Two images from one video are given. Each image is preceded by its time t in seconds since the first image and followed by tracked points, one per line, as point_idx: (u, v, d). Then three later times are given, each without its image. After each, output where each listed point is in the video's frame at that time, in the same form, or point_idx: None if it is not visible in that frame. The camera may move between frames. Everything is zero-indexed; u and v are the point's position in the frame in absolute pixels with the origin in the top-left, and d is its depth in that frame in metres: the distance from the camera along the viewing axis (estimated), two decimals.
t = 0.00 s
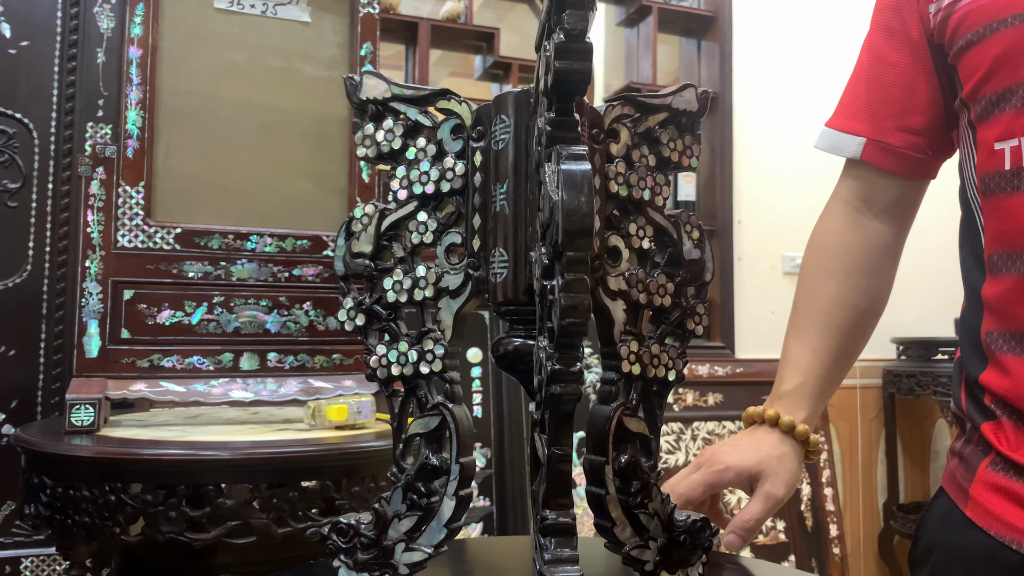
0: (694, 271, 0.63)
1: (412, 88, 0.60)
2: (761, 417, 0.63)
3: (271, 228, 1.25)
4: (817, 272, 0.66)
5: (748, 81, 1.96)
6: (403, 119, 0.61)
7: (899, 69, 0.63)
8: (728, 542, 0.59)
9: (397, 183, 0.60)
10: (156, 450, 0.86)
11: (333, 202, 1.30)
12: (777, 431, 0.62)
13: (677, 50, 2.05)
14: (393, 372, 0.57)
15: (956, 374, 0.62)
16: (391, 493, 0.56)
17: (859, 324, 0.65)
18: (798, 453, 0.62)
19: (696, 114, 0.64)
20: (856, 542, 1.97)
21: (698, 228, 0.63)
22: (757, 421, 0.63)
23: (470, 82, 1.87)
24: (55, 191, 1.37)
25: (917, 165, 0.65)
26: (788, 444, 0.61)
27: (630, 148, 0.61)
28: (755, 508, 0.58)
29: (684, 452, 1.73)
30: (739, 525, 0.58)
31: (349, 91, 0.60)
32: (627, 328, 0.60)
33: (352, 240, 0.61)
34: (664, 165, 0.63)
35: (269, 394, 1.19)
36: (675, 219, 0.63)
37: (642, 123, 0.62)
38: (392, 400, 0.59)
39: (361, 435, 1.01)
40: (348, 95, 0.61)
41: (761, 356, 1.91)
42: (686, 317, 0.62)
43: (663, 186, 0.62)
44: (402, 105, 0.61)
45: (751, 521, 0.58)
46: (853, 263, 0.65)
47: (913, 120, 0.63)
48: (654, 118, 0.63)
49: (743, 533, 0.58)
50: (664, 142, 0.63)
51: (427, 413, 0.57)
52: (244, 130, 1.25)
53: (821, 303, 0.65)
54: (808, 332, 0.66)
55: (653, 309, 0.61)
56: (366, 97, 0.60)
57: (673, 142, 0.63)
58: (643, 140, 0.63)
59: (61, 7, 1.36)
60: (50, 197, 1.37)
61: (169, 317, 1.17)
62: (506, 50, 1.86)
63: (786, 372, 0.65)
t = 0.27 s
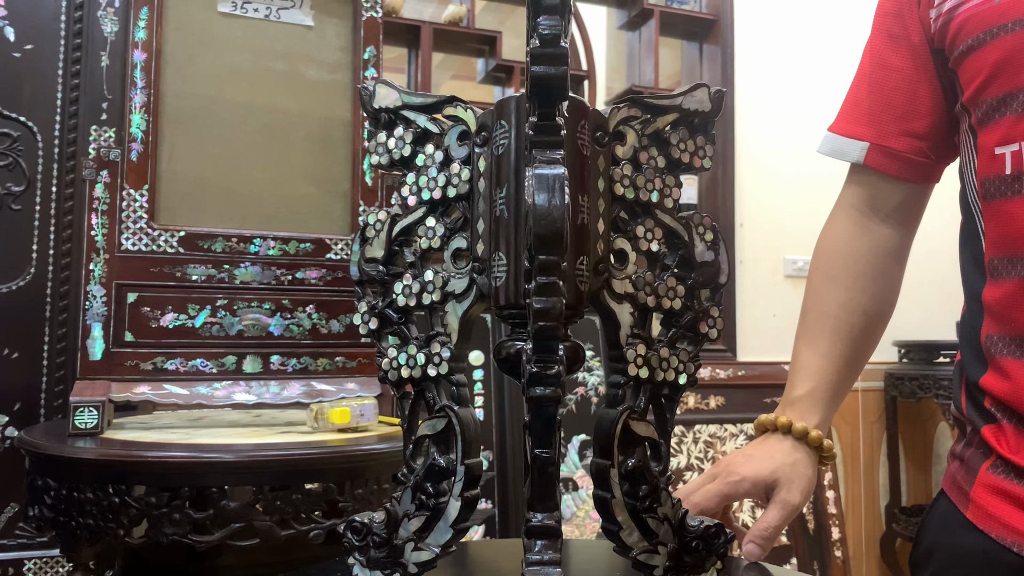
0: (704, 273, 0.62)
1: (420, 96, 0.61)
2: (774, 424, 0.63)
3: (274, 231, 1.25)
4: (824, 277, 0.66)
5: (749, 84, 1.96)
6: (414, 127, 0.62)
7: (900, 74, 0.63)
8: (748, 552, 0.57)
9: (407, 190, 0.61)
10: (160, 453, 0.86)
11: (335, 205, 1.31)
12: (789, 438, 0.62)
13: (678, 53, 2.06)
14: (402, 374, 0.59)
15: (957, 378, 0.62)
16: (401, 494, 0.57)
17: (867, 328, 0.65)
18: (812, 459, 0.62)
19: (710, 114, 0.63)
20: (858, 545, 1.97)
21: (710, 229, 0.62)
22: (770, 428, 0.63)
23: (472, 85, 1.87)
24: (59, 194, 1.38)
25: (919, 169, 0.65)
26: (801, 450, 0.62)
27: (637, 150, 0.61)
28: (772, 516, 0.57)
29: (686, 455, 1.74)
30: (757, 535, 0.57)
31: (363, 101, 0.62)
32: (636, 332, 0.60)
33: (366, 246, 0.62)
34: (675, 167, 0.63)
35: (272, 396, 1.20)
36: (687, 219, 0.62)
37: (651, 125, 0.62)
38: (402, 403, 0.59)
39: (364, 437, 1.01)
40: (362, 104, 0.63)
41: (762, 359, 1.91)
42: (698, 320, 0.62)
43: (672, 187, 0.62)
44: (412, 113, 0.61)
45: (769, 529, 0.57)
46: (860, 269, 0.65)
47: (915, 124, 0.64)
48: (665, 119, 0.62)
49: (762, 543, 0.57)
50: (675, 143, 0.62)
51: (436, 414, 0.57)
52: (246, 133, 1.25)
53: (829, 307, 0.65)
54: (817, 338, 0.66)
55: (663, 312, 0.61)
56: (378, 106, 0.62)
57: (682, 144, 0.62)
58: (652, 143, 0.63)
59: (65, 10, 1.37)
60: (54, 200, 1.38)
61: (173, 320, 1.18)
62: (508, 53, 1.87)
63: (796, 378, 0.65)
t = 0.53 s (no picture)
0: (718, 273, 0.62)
1: (432, 99, 0.61)
2: (775, 420, 0.63)
3: (277, 229, 1.26)
4: (826, 275, 0.67)
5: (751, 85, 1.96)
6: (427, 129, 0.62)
7: (905, 73, 0.63)
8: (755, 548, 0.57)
9: (418, 191, 0.61)
10: (163, 451, 0.86)
11: (337, 204, 1.31)
12: (791, 434, 0.62)
13: (680, 54, 2.06)
14: (414, 372, 0.59)
15: (959, 377, 0.62)
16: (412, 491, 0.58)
17: (869, 327, 0.65)
18: (813, 456, 0.62)
19: (724, 109, 0.62)
20: (859, 545, 1.97)
21: (724, 227, 0.62)
22: (771, 424, 0.63)
23: (474, 85, 1.87)
24: (62, 193, 1.38)
25: (923, 168, 0.65)
26: (803, 445, 0.62)
27: (646, 148, 0.61)
28: (775, 509, 0.58)
29: (687, 455, 1.74)
30: (761, 529, 0.57)
31: (378, 105, 0.63)
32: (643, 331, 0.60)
33: (381, 246, 0.63)
34: (686, 166, 0.62)
35: (274, 395, 1.19)
36: (700, 217, 0.61)
37: (661, 122, 0.61)
38: (415, 400, 0.60)
39: (366, 436, 1.01)
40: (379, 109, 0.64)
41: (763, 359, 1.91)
42: (712, 319, 0.61)
43: (683, 186, 0.62)
44: (425, 117, 0.62)
45: (773, 522, 0.57)
46: (861, 268, 0.65)
47: (919, 123, 0.64)
48: (676, 117, 0.62)
49: (766, 538, 0.57)
50: (685, 140, 0.62)
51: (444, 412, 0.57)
52: (249, 132, 1.26)
53: (831, 306, 0.65)
54: (821, 335, 0.66)
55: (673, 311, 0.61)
56: (393, 109, 0.62)
57: (693, 142, 0.62)
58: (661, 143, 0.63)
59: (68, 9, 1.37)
60: (56, 198, 1.38)
61: (175, 318, 1.18)
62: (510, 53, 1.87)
63: (799, 375, 0.65)
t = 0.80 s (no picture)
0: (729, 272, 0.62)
1: (440, 102, 0.61)
2: (774, 421, 0.63)
3: (277, 229, 1.26)
4: (826, 276, 0.67)
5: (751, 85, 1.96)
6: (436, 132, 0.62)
7: (908, 74, 0.63)
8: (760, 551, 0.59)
9: (427, 193, 0.61)
10: (163, 451, 0.86)
11: (338, 203, 1.31)
12: (789, 434, 0.62)
13: (681, 54, 2.06)
14: (424, 372, 0.60)
15: (961, 377, 0.62)
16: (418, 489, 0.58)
17: (868, 327, 0.65)
18: (813, 456, 0.62)
19: (735, 104, 0.62)
20: (858, 545, 1.97)
21: (736, 224, 0.62)
22: (769, 426, 0.63)
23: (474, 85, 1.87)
24: (61, 192, 1.38)
25: (926, 169, 0.65)
26: (803, 445, 0.62)
27: (650, 145, 0.61)
28: (776, 511, 0.59)
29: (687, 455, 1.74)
30: (763, 530, 0.59)
31: (393, 110, 0.65)
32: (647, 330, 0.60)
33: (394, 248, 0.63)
34: (693, 161, 0.63)
35: (274, 395, 1.20)
36: (709, 215, 0.62)
37: (667, 119, 0.62)
38: (424, 399, 0.60)
39: (365, 436, 1.01)
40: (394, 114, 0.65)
41: (763, 359, 1.91)
42: (724, 318, 0.61)
43: (689, 183, 0.62)
44: (434, 119, 0.62)
45: (773, 524, 0.59)
46: (861, 270, 0.65)
47: (922, 125, 0.64)
48: (682, 113, 0.62)
49: (770, 539, 0.59)
50: (692, 136, 0.62)
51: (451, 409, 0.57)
52: (249, 132, 1.26)
53: (832, 307, 0.65)
54: (819, 335, 0.66)
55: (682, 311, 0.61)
56: (405, 113, 0.63)
57: (700, 137, 0.62)
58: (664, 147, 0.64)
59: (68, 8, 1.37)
60: (55, 197, 1.38)
61: (175, 318, 1.18)
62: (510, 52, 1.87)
63: (797, 374, 0.65)
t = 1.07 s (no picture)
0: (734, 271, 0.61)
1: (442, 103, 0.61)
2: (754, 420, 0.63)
3: (273, 228, 1.25)
4: (817, 277, 0.67)
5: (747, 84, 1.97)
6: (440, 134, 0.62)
7: (904, 77, 0.63)
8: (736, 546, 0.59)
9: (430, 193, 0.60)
10: (159, 450, 0.86)
11: (333, 202, 1.31)
12: (767, 434, 0.63)
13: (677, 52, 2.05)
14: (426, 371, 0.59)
15: (956, 376, 0.62)
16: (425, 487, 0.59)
17: (856, 328, 0.65)
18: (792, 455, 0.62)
19: (738, 98, 0.61)
20: (853, 544, 1.98)
21: (740, 221, 0.62)
22: (752, 426, 0.64)
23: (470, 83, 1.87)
24: (56, 190, 1.37)
25: (921, 171, 0.65)
26: (781, 444, 0.62)
27: (647, 142, 0.61)
28: (749, 507, 0.58)
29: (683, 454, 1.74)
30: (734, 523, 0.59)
31: (402, 112, 0.65)
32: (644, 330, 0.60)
33: (402, 248, 0.64)
34: (694, 157, 0.62)
35: (269, 394, 1.20)
36: (710, 212, 0.61)
37: (665, 115, 0.61)
38: (430, 398, 0.61)
39: (361, 435, 1.01)
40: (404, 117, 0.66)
41: (759, 358, 1.91)
42: (727, 317, 0.61)
43: (689, 179, 0.61)
44: (437, 121, 0.62)
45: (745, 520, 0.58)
46: (851, 272, 0.65)
47: (917, 127, 0.64)
48: (682, 108, 0.61)
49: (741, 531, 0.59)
50: (691, 133, 0.61)
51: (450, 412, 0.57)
52: (244, 130, 1.25)
53: (817, 307, 0.66)
54: (804, 337, 0.66)
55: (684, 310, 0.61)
56: (412, 116, 0.64)
57: (700, 133, 0.61)
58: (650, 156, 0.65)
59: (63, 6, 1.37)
60: (50, 196, 1.37)
61: (170, 317, 1.17)
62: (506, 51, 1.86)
63: (782, 374, 0.66)
